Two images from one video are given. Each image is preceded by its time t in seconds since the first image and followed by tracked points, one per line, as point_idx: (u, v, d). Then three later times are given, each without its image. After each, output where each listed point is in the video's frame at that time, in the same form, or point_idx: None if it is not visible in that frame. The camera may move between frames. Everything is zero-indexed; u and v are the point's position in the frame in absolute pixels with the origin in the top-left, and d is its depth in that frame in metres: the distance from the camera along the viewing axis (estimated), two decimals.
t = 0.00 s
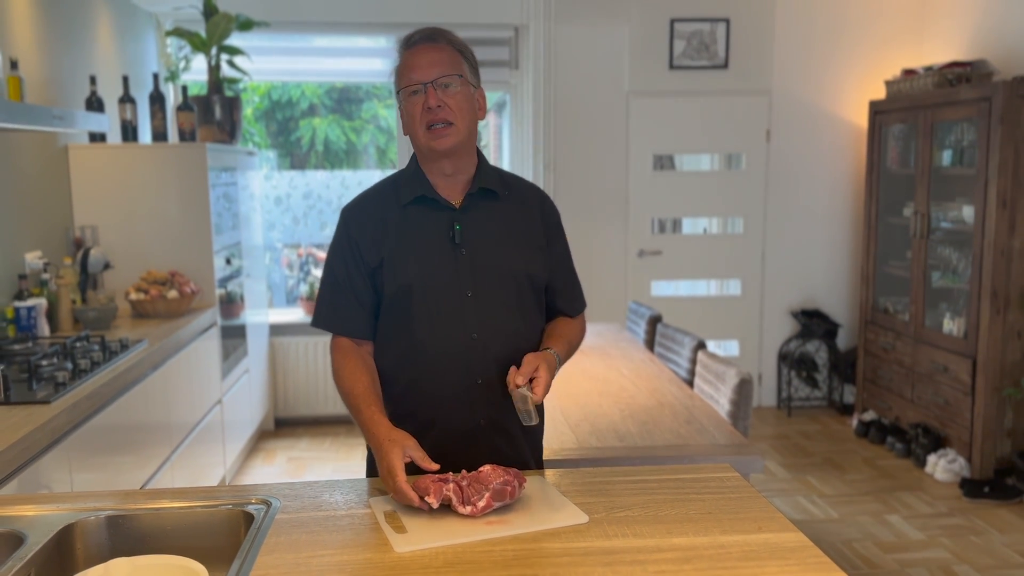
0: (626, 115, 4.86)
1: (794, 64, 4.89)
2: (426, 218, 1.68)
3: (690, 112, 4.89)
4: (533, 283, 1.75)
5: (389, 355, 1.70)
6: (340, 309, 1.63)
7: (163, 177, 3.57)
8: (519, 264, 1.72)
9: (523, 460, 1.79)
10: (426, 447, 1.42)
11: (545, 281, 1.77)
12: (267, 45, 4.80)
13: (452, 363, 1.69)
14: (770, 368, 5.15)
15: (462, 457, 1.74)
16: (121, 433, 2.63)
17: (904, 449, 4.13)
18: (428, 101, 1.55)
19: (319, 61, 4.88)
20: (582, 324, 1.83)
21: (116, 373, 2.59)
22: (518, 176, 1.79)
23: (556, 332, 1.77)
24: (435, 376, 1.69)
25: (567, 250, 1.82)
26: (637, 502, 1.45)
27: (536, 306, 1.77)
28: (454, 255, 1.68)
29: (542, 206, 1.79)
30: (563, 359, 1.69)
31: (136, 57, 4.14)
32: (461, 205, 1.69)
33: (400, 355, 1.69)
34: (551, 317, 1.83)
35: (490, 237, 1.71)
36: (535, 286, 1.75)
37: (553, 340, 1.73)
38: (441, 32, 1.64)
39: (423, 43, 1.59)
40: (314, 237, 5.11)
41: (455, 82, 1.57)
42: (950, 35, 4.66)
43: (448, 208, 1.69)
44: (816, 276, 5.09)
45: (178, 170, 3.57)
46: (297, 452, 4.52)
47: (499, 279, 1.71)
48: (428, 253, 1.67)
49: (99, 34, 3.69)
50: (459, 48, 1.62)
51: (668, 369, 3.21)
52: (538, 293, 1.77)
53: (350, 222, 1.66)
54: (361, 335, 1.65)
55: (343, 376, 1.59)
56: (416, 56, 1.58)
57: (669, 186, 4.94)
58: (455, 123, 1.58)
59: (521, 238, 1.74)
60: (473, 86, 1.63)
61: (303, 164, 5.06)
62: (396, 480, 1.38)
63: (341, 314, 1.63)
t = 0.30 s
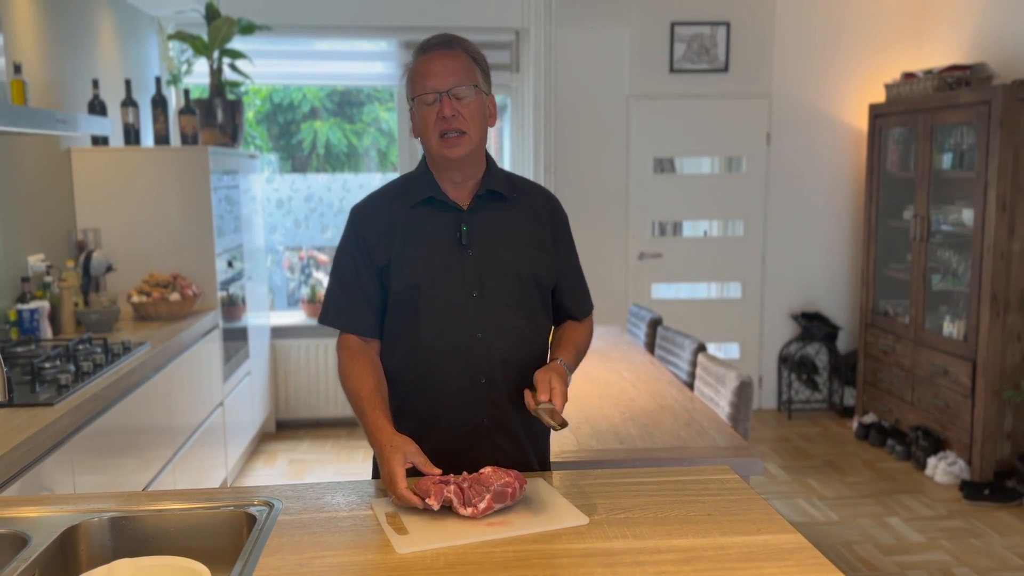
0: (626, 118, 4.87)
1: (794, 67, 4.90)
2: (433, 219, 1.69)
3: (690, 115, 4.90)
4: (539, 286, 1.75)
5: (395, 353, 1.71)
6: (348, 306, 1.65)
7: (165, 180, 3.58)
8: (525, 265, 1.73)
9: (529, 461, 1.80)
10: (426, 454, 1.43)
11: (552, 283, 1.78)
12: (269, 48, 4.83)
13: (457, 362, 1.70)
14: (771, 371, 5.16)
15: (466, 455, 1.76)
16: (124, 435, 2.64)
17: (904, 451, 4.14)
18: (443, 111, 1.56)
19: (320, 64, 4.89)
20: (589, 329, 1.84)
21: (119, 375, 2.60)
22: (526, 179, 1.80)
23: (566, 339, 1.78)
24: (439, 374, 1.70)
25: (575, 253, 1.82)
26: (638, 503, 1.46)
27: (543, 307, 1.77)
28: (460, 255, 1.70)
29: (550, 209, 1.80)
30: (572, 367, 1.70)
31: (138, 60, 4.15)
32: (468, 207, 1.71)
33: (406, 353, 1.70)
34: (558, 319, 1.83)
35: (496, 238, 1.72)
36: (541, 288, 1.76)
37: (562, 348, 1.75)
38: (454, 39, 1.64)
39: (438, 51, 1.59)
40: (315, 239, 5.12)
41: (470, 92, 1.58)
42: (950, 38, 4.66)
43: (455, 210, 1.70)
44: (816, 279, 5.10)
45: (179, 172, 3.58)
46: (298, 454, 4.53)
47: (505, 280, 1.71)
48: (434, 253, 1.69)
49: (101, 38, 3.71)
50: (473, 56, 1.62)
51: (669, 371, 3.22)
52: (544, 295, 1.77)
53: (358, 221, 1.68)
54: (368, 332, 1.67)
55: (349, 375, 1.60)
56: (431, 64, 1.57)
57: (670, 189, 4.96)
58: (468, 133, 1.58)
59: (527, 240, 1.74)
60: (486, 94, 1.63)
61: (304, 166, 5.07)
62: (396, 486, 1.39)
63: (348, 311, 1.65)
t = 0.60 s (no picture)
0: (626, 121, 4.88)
1: (793, 70, 4.91)
2: (442, 220, 1.70)
3: (689, 118, 4.91)
4: (545, 291, 1.74)
5: (399, 349, 1.72)
6: (354, 301, 1.67)
7: (165, 182, 3.59)
8: (531, 271, 1.72)
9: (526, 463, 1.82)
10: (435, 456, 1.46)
11: (558, 290, 1.76)
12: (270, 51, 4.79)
13: (458, 362, 1.71)
14: (770, 373, 5.16)
15: (465, 453, 1.78)
16: (124, 437, 2.65)
17: (903, 453, 4.15)
18: (466, 158, 1.51)
19: (320, 67, 4.87)
20: (593, 338, 1.81)
21: (119, 377, 2.61)
22: (539, 184, 1.79)
23: (559, 373, 1.72)
24: (441, 373, 1.72)
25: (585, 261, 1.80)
26: (636, 504, 1.47)
27: (548, 313, 1.76)
28: (466, 258, 1.70)
29: (561, 216, 1.78)
30: (562, 412, 1.65)
31: (139, 62, 4.16)
32: (477, 210, 1.71)
33: (409, 351, 1.71)
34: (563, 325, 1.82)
35: (504, 242, 1.71)
36: (547, 294, 1.75)
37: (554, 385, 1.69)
38: (481, 63, 1.51)
39: (464, 90, 1.48)
40: (315, 241, 5.13)
41: (495, 137, 1.51)
42: (949, 41, 4.67)
43: (464, 212, 1.70)
44: (815, 281, 5.11)
45: (179, 174, 3.59)
46: (298, 456, 4.53)
47: (510, 284, 1.71)
48: (441, 253, 1.69)
49: (102, 40, 3.71)
50: (499, 89, 1.51)
51: (668, 373, 3.23)
52: (550, 300, 1.76)
53: (369, 217, 1.70)
54: (375, 327, 1.69)
55: (357, 371, 1.63)
56: (457, 107, 1.48)
57: (669, 191, 4.97)
58: (489, 172, 1.56)
59: (535, 245, 1.74)
60: (508, 122, 1.56)
61: (304, 168, 5.09)
62: (404, 487, 1.43)
63: (355, 306, 1.67)
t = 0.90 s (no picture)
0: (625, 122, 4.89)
1: (792, 72, 4.92)
2: (444, 224, 1.70)
3: (688, 119, 4.92)
4: (546, 295, 1.74)
5: (400, 352, 1.73)
6: (356, 304, 1.67)
7: (164, 182, 3.59)
8: (532, 275, 1.72)
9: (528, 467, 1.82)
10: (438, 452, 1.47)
11: (560, 294, 1.76)
12: (268, 52, 4.78)
13: (457, 366, 1.72)
14: (769, 374, 5.17)
15: (464, 457, 1.79)
16: (122, 437, 2.65)
17: (901, 455, 4.15)
18: (468, 162, 1.52)
19: (319, 68, 4.87)
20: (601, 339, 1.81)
21: (119, 376, 2.62)
22: (543, 188, 1.79)
23: (568, 368, 1.73)
24: (441, 376, 1.72)
25: (588, 266, 1.80)
26: (636, 504, 1.47)
27: (549, 318, 1.76)
28: (467, 262, 1.70)
29: (565, 221, 1.78)
30: (573, 406, 1.66)
31: (138, 63, 4.17)
32: (479, 214, 1.71)
33: (410, 353, 1.72)
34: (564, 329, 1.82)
35: (505, 247, 1.72)
36: (548, 299, 1.75)
37: (563, 381, 1.69)
38: (483, 67, 1.51)
39: (466, 93, 1.49)
40: (314, 242, 5.14)
41: (496, 141, 1.52)
42: (947, 44, 4.69)
43: (466, 216, 1.71)
44: (814, 282, 5.11)
45: (179, 175, 3.59)
46: (297, 456, 4.54)
47: (510, 288, 1.71)
48: (442, 257, 1.70)
49: (101, 41, 3.72)
50: (501, 92, 1.52)
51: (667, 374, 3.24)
52: (552, 305, 1.76)
53: (371, 220, 1.71)
54: (377, 331, 1.70)
55: (361, 374, 1.64)
56: (458, 111, 1.49)
57: (668, 192, 4.97)
58: (491, 176, 1.56)
59: (537, 250, 1.74)
60: (510, 126, 1.57)
61: (303, 169, 5.10)
62: (405, 485, 1.43)
63: (355, 310, 1.68)
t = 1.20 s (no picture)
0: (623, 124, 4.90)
1: (790, 74, 4.93)
2: (444, 226, 1.71)
3: (687, 121, 4.92)
4: (547, 295, 1.75)
5: (402, 354, 1.73)
6: (357, 308, 1.67)
7: (163, 183, 3.59)
8: (533, 276, 1.73)
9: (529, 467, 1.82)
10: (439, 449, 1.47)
11: (561, 294, 1.77)
12: (267, 53, 4.78)
13: (460, 368, 1.72)
14: (767, 376, 5.17)
15: (466, 458, 1.79)
16: (121, 438, 2.65)
17: (899, 456, 4.16)
18: (464, 163, 1.52)
19: (318, 69, 4.87)
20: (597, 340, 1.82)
21: (117, 377, 2.62)
22: (542, 188, 1.80)
23: (569, 361, 1.75)
24: (443, 378, 1.73)
25: (587, 265, 1.80)
26: (634, 504, 1.48)
27: (550, 318, 1.77)
28: (468, 263, 1.71)
29: (564, 221, 1.79)
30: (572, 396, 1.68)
31: (137, 64, 4.17)
32: (479, 216, 1.71)
33: (412, 356, 1.73)
34: (565, 328, 1.83)
35: (506, 248, 1.72)
36: (549, 298, 1.76)
37: (562, 372, 1.72)
38: (477, 67, 1.51)
39: (461, 94, 1.49)
40: (313, 243, 5.14)
41: (492, 141, 1.52)
42: (945, 46, 4.70)
43: (466, 218, 1.71)
44: (812, 284, 5.12)
45: (178, 177, 3.60)
46: (295, 457, 4.54)
47: (512, 289, 1.72)
48: (443, 259, 1.70)
49: (101, 42, 3.72)
50: (496, 92, 1.52)
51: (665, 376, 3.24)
52: (552, 305, 1.77)
53: (370, 224, 1.71)
54: (378, 334, 1.70)
55: (361, 375, 1.64)
56: (454, 112, 1.49)
57: (667, 194, 4.98)
58: (488, 176, 1.57)
59: (537, 250, 1.74)
60: (506, 126, 1.57)
61: (302, 171, 5.10)
62: (409, 484, 1.44)
63: (356, 313, 1.68)
